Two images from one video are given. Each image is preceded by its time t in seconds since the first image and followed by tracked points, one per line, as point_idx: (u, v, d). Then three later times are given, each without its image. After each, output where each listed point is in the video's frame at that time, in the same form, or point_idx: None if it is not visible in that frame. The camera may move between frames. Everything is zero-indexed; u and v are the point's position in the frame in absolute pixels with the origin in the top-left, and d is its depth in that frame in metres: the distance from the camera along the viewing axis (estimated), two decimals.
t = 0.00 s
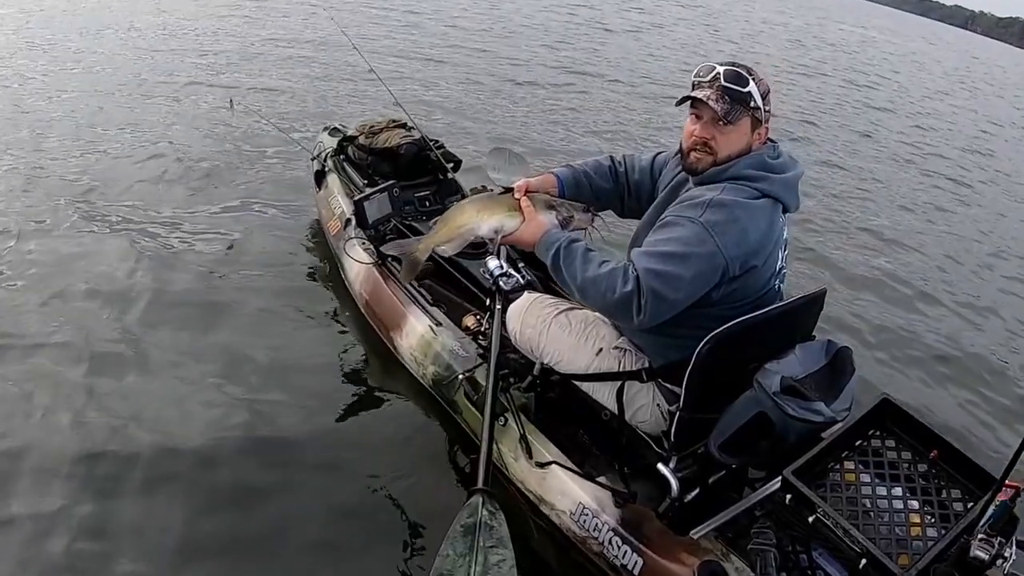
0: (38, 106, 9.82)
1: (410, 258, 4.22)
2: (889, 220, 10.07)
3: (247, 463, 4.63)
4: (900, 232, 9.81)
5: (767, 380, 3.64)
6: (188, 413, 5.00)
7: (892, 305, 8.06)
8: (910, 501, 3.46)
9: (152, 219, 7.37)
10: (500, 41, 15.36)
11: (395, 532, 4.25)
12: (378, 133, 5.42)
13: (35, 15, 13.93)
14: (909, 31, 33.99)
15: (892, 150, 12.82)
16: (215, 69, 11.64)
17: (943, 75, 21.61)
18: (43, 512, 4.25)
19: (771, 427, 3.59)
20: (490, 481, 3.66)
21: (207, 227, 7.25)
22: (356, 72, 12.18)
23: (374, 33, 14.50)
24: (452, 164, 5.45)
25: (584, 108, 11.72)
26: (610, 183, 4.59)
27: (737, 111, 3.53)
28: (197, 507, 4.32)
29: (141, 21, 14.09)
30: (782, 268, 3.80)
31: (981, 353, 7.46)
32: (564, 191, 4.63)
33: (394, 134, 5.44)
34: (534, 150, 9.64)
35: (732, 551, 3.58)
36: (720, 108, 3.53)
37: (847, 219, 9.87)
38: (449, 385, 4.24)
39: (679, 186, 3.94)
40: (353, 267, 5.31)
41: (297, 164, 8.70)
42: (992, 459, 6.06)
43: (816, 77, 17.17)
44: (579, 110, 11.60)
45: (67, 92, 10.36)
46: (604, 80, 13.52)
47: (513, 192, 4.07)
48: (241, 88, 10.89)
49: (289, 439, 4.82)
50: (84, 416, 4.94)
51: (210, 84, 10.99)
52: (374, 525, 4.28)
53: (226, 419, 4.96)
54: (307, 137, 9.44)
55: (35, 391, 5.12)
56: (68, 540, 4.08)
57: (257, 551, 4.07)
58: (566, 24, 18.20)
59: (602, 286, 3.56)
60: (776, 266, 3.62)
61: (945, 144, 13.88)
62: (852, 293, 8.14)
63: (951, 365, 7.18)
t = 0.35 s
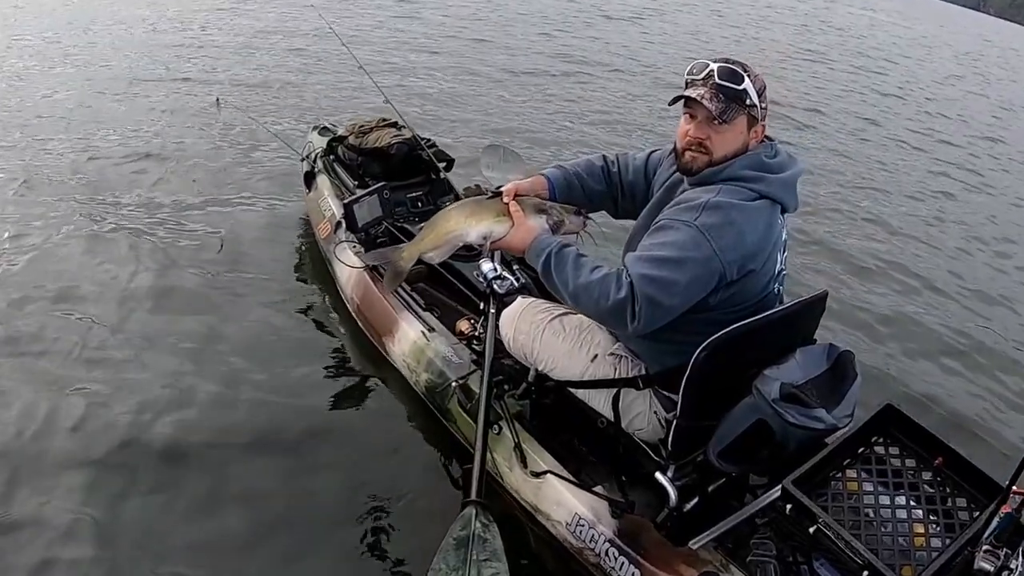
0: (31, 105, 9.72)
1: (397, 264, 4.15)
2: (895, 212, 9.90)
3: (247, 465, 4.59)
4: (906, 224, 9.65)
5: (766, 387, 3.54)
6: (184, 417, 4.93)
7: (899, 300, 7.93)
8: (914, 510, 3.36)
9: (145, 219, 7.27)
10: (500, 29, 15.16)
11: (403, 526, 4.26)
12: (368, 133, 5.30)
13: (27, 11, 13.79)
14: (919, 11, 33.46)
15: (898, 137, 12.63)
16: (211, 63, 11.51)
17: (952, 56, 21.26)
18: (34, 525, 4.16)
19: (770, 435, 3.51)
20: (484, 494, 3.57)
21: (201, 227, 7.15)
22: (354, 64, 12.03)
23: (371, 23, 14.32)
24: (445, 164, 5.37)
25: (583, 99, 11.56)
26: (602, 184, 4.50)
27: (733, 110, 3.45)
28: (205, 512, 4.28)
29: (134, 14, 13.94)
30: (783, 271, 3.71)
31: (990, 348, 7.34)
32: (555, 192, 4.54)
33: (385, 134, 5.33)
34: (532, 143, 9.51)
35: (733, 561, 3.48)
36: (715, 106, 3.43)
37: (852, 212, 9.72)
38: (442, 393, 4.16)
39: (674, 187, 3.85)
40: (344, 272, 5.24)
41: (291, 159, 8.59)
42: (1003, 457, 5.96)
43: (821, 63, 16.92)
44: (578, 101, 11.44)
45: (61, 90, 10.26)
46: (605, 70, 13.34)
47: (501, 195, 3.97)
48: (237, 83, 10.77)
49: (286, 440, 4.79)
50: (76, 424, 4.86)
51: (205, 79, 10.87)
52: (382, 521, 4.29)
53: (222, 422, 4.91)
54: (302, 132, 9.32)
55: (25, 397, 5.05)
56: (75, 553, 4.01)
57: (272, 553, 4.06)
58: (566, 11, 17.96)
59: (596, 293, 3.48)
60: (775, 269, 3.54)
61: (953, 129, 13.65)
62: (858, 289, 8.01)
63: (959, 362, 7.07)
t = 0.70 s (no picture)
0: (20, 106, 9.60)
1: (386, 267, 4.07)
2: (894, 218, 9.83)
3: (247, 465, 4.51)
4: (904, 230, 9.58)
5: (766, 397, 3.46)
6: (179, 420, 4.85)
7: (897, 307, 7.87)
8: (917, 523, 3.27)
9: (134, 221, 7.13)
10: (494, 32, 15.07)
11: (408, 525, 4.21)
12: (357, 137, 5.27)
13: (16, 11, 13.65)
14: (915, 16, 33.44)
15: (894, 143, 12.60)
16: (202, 66, 11.41)
17: (947, 62, 21.29)
18: (25, 535, 4.02)
19: (769, 446, 3.42)
20: (476, 505, 3.47)
21: (190, 230, 7.02)
22: (346, 66, 11.91)
23: (364, 26, 14.24)
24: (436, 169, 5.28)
25: (578, 103, 11.50)
26: (597, 189, 4.42)
27: (731, 113, 3.36)
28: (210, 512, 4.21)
29: (125, 16, 13.83)
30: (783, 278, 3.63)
31: (992, 356, 7.27)
32: (548, 197, 4.45)
33: (375, 137, 5.28)
34: (527, 147, 9.44)
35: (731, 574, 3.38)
36: (712, 109, 3.35)
37: (850, 218, 9.64)
38: (433, 403, 4.07)
39: (671, 193, 3.77)
40: (333, 279, 5.15)
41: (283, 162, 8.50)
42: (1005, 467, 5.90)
43: (816, 68, 16.91)
44: (573, 104, 11.35)
45: (49, 92, 10.13)
46: (600, 74, 13.28)
47: (493, 198, 3.89)
48: (229, 85, 10.64)
49: (284, 440, 4.72)
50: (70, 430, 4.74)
51: (195, 81, 10.74)
52: (388, 518, 4.24)
53: (218, 424, 4.83)
54: (294, 135, 9.20)
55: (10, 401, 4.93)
56: (80, 562, 3.90)
57: (277, 553, 4.01)
58: (561, 14, 17.85)
59: (590, 300, 3.39)
60: (774, 277, 3.46)
61: (951, 135, 13.61)
62: (857, 296, 7.92)
63: (960, 369, 6.99)
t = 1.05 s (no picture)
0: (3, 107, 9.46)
1: (377, 274, 3.97)
2: (887, 232, 9.81)
3: (245, 466, 4.46)
4: (897, 244, 9.56)
5: (767, 409, 3.37)
6: (174, 422, 4.78)
7: (889, 320, 7.85)
8: (920, 538, 3.17)
9: (117, 225, 6.97)
10: (484, 43, 15.01)
11: (406, 527, 4.19)
12: (347, 143, 5.16)
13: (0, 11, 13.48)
14: (903, 33, 33.71)
15: (884, 156, 12.65)
16: (190, 70, 11.31)
17: (933, 80, 21.52)
18: (10, 551, 3.90)
19: (769, 458, 3.33)
20: (465, 516, 3.36)
21: (176, 232, 6.90)
22: (336, 74, 11.81)
23: (354, 34, 14.21)
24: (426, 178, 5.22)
25: (570, 113, 11.47)
26: (594, 197, 4.33)
27: (710, 121, 3.28)
28: (208, 511, 4.18)
29: (111, 18, 13.70)
30: (783, 289, 3.54)
31: (988, 372, 7.25)
32: (543, 202, 4.37)
33: (365, 144, 5.18)
34: (518, 157, 9.40)
35: None
36: (689, 118, 3.29)
37: (843, 231, 9.61)
38: (422, 412, 3.99)
39: (670, 202, 3.69)
40: (319, 286, 5.07)
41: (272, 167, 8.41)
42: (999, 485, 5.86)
43: (805, 83, 17.00)
44: (564, 114, 11.33)
45: (33, 93, 9.99)
46: (591, 85, 13.29)
47: (487, 203, 3.82)
48: (217, 91, 10.53)
49: (281, 442, 4.68)
50: (61, 434, 4.65)
51: (182, 87, 10.60)
52: (388, 519, 4.22)
53: (213, 425, 4.76)
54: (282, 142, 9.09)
55: None
56: (78, 567, 3.84)
57: (269, 553, 3.97)
58: (551, 26, 17.82)
59: (586, 307, 3.31)
60: (775, 288, 3.37)
61: (941, 151, 13.66)
62: (852, 311, 7.87)
63: (956, 385, 6.95)
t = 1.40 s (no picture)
0: None
1: (371, 288, 3.86)
2: (877, 242, 9.76)
3: (248, 466, 4.44)
4: (889, 254, 9.50)
5: (767, 420, 3.28)
6: (170, 425, 4.72)
7: (882, 329, 7.82)
8: (922, 553, 3.07)
9: (96, 229, 6.79)
10: (473, 50, 14.95)
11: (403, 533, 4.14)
12: (334, 147, 5.08)
13: None
14: (889, 45, 33.94)
15: (874, 166, 12.67)
16: (177, 73, 11.18)
17: (920, 91, 21.67)
18: (18, 539, 3.91)
19: (768, 470, 3.24)
20: (456, 527, 3.25)
21: (162, 234, 6.77)
22: (322, 79, 11.68)
23: (343, 40, 14.13)
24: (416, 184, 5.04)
25: (560, 121, 11.43)
26: (591, 204, 4.24)
27: (694, 126, 3.22)
28: (212, 506, 4.18)
29: (96, 19, 13.53)
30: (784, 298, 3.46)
31: (980, 383, 7.21)
32: (537, 209, 4.24)
33: (352, 148, 5.11)
34: (508, 163, 9.33)
35: None
36: (672, 123, 3.25)
37: (835, 240, 9.55)
38: (411, 422, 3.90)
39: (669, 209, 3.60)
40: (304, 292, 4.96)
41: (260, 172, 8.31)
42: (991, 499, 5.82)
43: (795, 93, 17.04)
44: (555, 122, 11.29)
45: (16, 93, 9.82)
46: (582, 93, 13.26)
47: (481, 207, 3.71)
48: (204, 94, 10.41)
49: (283, 444, 4.66)
50: (62, 429, 4.63)
51: (164, 90, 10.43)
52: (389, 520, 4.21)
53: (210, 430, 4.71)
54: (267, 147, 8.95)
55: None
56: (83, 561, 3.83)
57: (272, 549, 3.97)
58: (541, 34, 17.79)
59: (580, 313, 3.22)
60: (776, 297, 3.28)
61: (930, 162, 13.66)
62: (843, 320, 7.81)
63: (948, 398, 6.90)
